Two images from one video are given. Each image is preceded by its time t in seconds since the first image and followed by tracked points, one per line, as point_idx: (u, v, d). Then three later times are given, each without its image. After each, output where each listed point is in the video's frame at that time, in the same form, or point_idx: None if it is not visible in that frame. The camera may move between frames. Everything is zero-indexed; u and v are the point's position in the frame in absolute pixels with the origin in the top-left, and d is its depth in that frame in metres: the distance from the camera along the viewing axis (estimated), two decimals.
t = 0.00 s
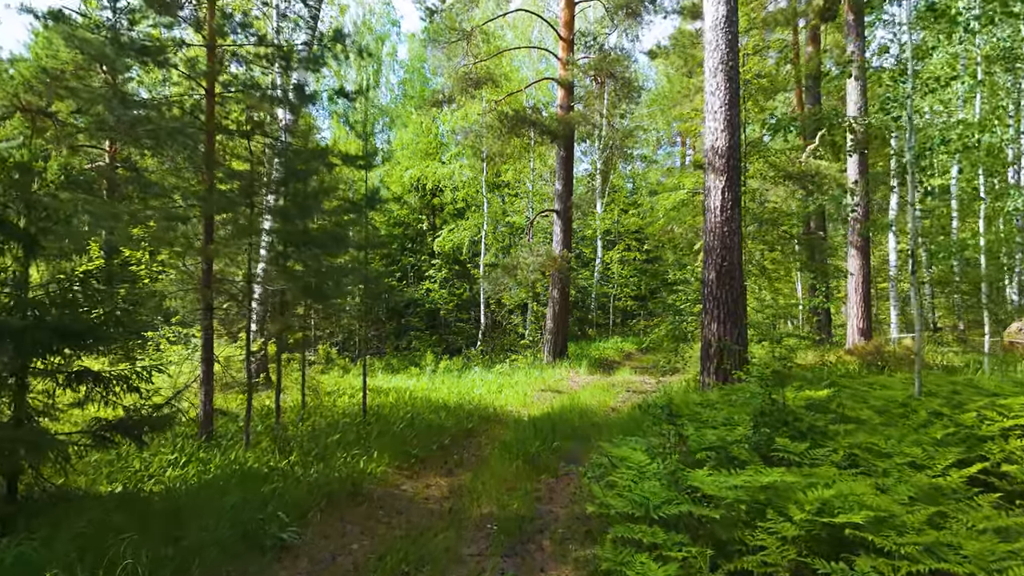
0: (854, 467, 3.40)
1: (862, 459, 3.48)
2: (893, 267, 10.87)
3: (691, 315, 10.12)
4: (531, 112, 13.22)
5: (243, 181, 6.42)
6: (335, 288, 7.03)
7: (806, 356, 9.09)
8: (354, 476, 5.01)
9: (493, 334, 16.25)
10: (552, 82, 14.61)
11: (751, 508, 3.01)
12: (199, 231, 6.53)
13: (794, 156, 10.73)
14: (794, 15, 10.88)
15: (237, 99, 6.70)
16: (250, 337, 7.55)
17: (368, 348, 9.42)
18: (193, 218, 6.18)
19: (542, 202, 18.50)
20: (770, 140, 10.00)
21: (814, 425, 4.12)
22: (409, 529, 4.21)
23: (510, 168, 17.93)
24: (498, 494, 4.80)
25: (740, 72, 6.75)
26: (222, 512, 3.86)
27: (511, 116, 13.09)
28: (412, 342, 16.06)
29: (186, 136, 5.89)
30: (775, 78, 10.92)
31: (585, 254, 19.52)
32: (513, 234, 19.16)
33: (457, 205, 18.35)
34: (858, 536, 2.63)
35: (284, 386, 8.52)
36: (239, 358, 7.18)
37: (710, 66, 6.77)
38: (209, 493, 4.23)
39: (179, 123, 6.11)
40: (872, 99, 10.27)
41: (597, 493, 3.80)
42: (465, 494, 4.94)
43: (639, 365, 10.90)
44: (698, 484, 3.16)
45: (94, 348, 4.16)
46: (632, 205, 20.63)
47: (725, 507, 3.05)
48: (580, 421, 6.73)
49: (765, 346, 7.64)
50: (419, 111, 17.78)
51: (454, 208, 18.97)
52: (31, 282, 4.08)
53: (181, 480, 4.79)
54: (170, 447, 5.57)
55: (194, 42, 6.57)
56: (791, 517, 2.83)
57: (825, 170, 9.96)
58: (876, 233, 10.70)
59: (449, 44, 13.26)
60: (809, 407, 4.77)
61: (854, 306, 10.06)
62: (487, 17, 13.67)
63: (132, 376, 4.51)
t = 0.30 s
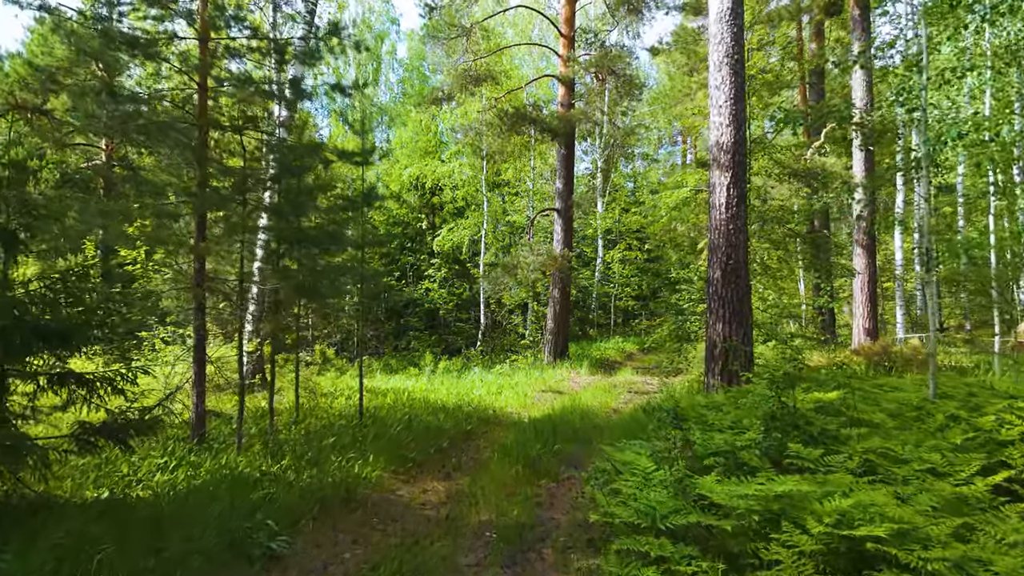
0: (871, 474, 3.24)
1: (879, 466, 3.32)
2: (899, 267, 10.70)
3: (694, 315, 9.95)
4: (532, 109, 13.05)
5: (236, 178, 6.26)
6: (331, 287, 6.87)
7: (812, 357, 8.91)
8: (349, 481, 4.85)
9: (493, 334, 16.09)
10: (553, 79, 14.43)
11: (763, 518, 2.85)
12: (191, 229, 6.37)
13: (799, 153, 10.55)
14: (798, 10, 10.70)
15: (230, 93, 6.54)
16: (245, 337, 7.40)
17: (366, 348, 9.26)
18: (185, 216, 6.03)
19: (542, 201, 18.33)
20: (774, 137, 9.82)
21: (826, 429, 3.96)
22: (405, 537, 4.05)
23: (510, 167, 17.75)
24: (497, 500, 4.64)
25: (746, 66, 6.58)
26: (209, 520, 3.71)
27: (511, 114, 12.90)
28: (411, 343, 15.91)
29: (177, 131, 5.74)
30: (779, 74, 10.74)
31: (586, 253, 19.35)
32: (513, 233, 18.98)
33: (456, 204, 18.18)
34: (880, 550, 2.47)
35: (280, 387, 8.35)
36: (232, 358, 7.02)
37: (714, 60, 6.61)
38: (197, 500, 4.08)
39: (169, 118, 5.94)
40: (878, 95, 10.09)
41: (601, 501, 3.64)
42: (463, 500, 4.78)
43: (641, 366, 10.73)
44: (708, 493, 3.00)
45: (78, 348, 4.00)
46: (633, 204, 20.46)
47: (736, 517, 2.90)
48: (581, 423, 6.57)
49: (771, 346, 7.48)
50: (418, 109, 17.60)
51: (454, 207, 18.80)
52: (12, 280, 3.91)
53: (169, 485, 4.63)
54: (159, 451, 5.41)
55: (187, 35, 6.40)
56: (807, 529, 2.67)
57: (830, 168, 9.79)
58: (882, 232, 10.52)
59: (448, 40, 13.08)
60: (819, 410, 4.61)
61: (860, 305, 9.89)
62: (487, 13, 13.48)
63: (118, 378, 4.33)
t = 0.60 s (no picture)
0: (889, 482, 3.09)
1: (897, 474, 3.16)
2: (905, 266, 10.53)
3: (697, 315, 9.77)
4: (532, 106, 12.88)
5: (229, 174, 6.09)
6: (326, 286, 6.70)
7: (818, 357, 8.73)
8: (342, 487, 4.69)
9: (492, 335, 15.92)
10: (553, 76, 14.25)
11: (777, 531, 2.70)
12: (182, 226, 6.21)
13: (804, 149, 10.39)
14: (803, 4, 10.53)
15: (222, 87, 6.37)
16: (239, 337, 7.24)
17: (363, 348, 9.10)
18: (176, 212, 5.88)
19: (542, 199, 18.16)
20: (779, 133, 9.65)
21: (839, 433, 3.79)
22: (399, 546, 3.89)
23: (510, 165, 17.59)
24: (496, 506, 4.48)
25: (751, 60, 6.42)
26: (194, 529, 3.56)
27: (511, 111, 12.73)
28: (409, 343, 15.72)
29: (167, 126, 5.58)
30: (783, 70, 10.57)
31: (587, 253, 19.18)
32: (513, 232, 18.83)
33: (456, 203, 18.02)
34: (903, 567, 2.32)
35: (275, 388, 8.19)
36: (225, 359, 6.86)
37: (719, 53, 6.44)
38: (183, 507, 3.93)
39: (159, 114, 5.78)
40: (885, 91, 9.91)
41: (604, 509, 3.48)
42: (460, 505, 4.62)
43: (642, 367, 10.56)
44: (718, 503, 2.84)
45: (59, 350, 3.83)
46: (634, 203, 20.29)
47: (748, 528, 2.75)
48: (582, 425, 6.41)
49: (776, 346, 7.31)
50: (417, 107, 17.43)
51: (453, 206, 18.64)
52: None
53: (155, 491, 4.47)
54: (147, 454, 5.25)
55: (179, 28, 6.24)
56: (824, 542, 2.51)
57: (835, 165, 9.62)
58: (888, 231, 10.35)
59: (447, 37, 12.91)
60: (830, 413, 4.45)
61: (866, 305, 9.72)
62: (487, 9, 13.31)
63: (102, 380, 4.17)
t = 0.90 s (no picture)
0: (906, 490, 2.93)
1: (916, 481, 3.01)
2: (912, 265, 10.36)
3: (701, 314, 9.61)
4: (533, 104, 12.73)
5: (221, 170, 5.92)
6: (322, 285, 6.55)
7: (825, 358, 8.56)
8: (335, 492, 4.53)
9: (492, 335, 15.75)
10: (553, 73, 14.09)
11: (790, 544, 2.54)
12: (173, 224, 6.05)
13: (808, 145, 10.22)
14: None
15: (214, 81, 6.20)
16: (233, 337, 7.09)
17: (360, 349, 8.95)
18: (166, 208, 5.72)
19: (543, 198, 18.01)
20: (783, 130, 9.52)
21: (853, 438, 3.63)
22: (392, 556, 3.73)
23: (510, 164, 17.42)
24: (494, 512, 4.32)
25: (757, 52, 6.25)
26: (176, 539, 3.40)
27: (511, 108, 12.57)
28: (408, 343, 15.54)
29: (156, 119, 5.43)
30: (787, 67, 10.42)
31: (588, 252, 19.03)
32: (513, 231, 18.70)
33: (456, 201, 17.86)
34: None
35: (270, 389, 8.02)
36: (218, 360, 6.69)
37: (724, 46, 6.28)
38: (167, 514, 3.78)
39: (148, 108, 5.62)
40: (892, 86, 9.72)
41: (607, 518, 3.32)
42: (458, 511, 4.46)
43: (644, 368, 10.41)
44: (728, 513, 2.69)
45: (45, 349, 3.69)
46: (635, 202, 20.12)
47: (760, 541, 2.59)
48: (584, 427, 6.24)
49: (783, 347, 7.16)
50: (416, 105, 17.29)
51: (453, 205, 18.49)
52: None
53: (141, 497, 4.32)
54: (135, 459, 5.09)
55: (171, 19, 6.07)
56: (842, 556, 2.35)
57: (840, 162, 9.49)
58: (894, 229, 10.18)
59: (447, 33, 12.75)
60: (842, 417, 4.29)
61: (871, 305, 9.55)
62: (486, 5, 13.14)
63: (87, 380, 4.01)
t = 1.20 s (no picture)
0: (928, 500, 2.77)
1: (936, 491, 2.86)
2: (918, 264, 10.20)
3: (704, 314, 9.44)
4: (534, 101, 12.56)
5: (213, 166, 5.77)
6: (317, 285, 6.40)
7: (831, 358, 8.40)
8: (329, 499, 4.37)
9: (492, 335, 15.61)
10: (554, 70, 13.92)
11: (806, 558, 2.38)
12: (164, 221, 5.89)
13: (813, 142, 10.04)
14: None
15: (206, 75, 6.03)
16: (227, 337, 6.92)
17: (357, 349, 8.79)
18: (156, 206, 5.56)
19: (543, 197, 17.85)
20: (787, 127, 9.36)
21: (868, 443, 3.47)
22: (387, 566, 3.57)
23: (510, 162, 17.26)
24: (493, 520, 4.17)
25: (764, 45, 6.08)
26: (159, 549, 3.25)
27: (511, 105, 12.39)
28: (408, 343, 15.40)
29: (145, 114, 5.26)
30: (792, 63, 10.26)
31: (588, 252, 18.89)
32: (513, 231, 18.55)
33: (456, 200, 17.71)
34: None
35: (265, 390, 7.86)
36: (211, 360, 6.54)
37: (729, 38, 6.11)
38: (150, 523, 3.62)
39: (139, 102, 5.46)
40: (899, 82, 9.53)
41: (611, 529, 3.16)
42: (455, 518, 4.30)
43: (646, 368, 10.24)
44: (740, 525, 2.53)
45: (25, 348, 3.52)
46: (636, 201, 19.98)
47: (774, 555, 2.43)
48: (585, 429, 6.09)
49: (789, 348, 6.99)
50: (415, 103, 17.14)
51: (453, 203, 18.34)
52: None
53: (127, 503, 4.16)
54: (123, 463, 4.92)
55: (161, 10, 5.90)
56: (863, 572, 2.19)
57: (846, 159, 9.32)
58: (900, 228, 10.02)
59: (446, 30, 12.59)
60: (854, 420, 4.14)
61: (878, 305, 9.38)
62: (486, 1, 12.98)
63: (70, 382, 3.85)
